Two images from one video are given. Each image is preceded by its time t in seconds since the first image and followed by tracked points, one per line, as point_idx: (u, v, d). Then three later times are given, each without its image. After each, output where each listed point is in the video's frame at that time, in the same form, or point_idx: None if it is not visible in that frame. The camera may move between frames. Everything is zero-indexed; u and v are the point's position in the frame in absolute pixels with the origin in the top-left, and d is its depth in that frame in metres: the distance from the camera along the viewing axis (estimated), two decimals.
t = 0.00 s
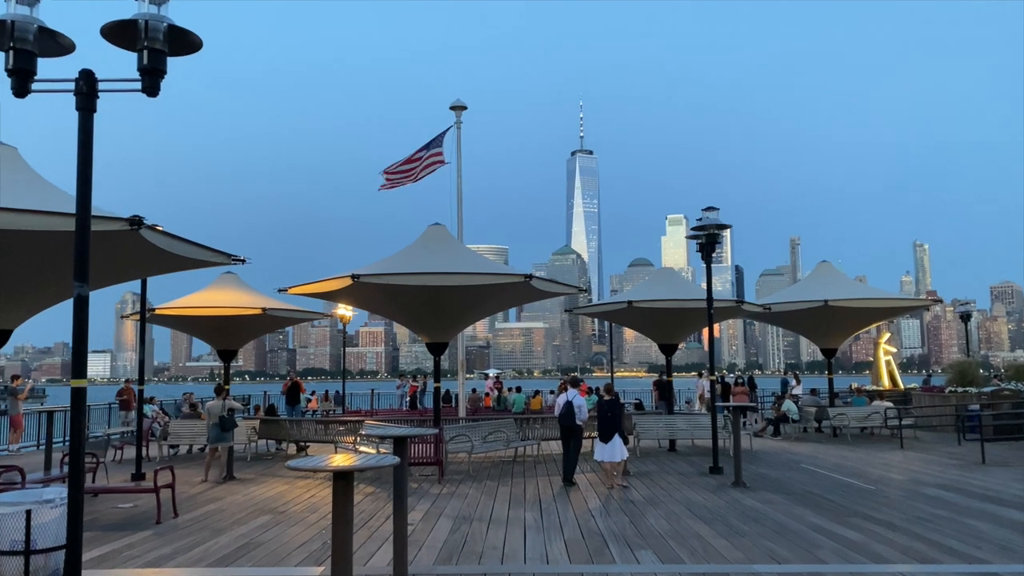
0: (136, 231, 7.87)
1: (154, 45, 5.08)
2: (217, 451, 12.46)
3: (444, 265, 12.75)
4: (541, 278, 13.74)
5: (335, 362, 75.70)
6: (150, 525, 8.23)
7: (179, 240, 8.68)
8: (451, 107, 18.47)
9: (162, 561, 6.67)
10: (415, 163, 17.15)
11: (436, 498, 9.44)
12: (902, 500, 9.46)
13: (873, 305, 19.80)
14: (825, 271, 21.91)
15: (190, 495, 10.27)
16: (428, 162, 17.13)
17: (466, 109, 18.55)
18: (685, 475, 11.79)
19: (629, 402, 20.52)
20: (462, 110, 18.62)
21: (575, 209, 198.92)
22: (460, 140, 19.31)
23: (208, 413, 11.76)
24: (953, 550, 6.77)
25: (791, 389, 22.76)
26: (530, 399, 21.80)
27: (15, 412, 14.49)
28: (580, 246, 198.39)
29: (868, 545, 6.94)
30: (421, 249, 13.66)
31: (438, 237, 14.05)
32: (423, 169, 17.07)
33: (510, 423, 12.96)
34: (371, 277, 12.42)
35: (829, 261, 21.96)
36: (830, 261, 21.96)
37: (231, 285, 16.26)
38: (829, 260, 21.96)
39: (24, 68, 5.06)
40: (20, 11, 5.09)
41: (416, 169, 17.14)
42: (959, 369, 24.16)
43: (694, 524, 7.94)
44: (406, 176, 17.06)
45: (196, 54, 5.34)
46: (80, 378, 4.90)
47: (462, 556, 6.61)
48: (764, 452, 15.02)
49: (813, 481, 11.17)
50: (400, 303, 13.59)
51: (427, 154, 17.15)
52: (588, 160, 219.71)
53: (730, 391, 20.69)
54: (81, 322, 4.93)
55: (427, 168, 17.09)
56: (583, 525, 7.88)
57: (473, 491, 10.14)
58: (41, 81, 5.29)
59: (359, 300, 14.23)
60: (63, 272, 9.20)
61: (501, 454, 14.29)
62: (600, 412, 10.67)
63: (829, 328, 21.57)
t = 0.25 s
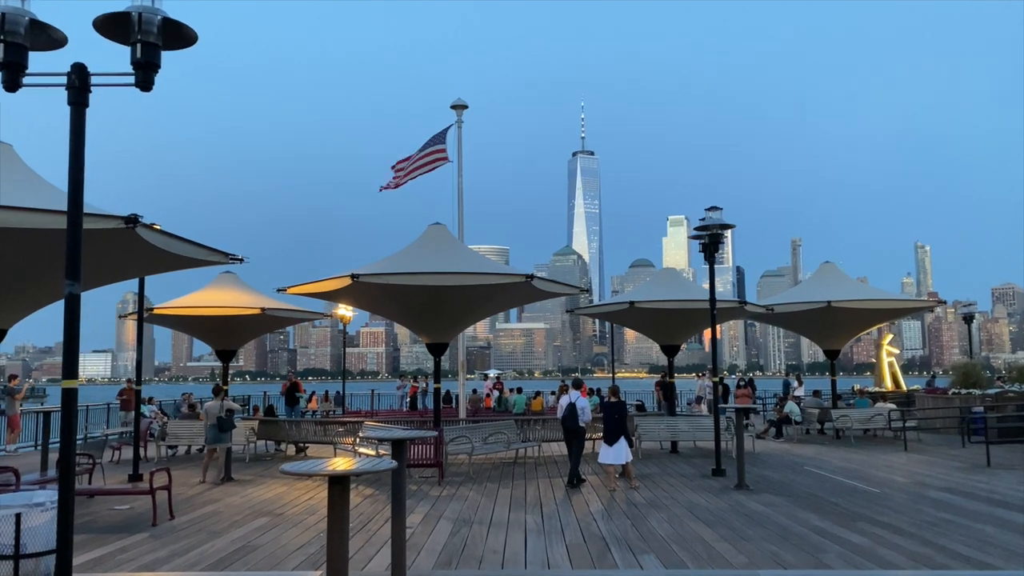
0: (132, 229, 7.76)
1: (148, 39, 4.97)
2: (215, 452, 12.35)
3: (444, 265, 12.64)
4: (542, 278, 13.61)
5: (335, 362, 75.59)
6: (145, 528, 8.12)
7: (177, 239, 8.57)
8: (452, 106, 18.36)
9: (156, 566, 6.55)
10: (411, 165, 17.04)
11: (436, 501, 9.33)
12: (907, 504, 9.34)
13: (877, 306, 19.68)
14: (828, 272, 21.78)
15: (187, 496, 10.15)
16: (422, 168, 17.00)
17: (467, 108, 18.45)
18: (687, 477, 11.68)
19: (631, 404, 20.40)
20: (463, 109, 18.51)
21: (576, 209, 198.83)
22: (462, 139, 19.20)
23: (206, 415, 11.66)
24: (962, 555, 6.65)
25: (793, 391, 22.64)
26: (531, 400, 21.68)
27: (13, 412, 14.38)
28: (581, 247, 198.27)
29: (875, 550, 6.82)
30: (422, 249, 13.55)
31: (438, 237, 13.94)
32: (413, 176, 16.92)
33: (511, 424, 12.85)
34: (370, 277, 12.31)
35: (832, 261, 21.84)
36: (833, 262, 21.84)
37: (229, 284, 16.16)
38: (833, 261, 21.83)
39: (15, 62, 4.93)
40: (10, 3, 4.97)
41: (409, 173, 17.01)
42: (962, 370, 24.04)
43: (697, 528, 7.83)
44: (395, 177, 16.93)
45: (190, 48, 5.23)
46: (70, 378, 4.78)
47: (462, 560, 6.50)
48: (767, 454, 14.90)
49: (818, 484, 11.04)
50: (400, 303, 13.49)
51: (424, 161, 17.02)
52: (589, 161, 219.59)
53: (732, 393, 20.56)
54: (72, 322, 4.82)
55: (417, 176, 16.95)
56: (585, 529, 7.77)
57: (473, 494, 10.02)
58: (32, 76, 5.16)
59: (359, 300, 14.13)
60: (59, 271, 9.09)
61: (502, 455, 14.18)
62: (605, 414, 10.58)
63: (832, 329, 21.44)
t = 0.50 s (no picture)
0: (127, 228, 7.66)
1: (140, 32, 4.87)
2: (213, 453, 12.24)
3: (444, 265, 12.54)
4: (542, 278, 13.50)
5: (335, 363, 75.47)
6: (141, 530, 8.02)
7: (173, 238, 8.47)
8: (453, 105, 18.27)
9: (150, 569, 6.44)
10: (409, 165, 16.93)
11: (435, 504, 9.22)
12: (912, 507, 9.23)
13: (880, 307, 19.56)
14: (830, 273, 21.67)
15: (184, 498, 10.05)
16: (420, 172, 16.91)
17: (467, 108, 18.35)
18: (689, 480, 11.57)
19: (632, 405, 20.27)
20: (463, 108, 18.42)
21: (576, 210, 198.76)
22: (462, 139, 19.10)
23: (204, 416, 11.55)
24: (970, 560, 6.54)
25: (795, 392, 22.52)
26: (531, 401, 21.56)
27: (10, 413, 14.28)
28: (581, 248, 198.17)
29: (881, 555, 6.71)
30: (422, 249, 13.45)
31: (438, 237, 13.84)
32: (406, 179, 16.81)
33: (511, 426, 12.74)
34: (370, 277, 12.21)
35: (835, 263, 21.73)
36: (836, 263, 21.73)
37: (227, 284, 16.06)
38: (835, 262, 21.72)
39: (6, 56, 4.83)
40: None
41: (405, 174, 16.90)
42: (965, 372, 23.92)
43: (700, 531, 7.72)
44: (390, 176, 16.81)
45: (184, 42, 5.13)
46: (60, 379, 4.67)
47: (461, 565, 6.39)
48: (769, 456, 14.79)
49: (821, 486, 10.93)
50: (400, 304, 13.39)
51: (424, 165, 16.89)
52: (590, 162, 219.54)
53: (734, 394, 20.45)
54: (62, 320, 4.72)
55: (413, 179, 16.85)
56: (586, 532, 7.66)
57: (473, 496, 9.91)
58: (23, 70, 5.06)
59: (358, 300, 14.03)
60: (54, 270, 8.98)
61: (502, 457, 14.07)
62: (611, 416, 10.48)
63: (834, 330, 21.33)
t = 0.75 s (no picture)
0: (122, 226, 7.57)
1: (133, 25, 4.76)
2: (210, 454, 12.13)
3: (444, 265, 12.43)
4: (542, 277, 13.39)
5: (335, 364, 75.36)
6: (135, 532, 7.92)
7: (169, 236, 8.38)
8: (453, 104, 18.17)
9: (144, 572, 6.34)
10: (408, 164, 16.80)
11: (434, 505, 9.11)
12: (917, 510, 9.12)
13: (883, 308, 19.44)
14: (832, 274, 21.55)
15: (180, 500, 9.95)
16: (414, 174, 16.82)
17: (468, 107, 18.26)
18: (690, 481, 11.46)
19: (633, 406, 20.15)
20: (463, 107, 18.32)
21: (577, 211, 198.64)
22: (462, 138, 19.00)
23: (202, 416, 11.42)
24: (976, 563, 6.43)
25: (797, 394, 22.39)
26: (531, 402, 21.44)
27: (7, 413, 14.18)
28: (582, 248, 198.05)
29: (886, 559, 6.60)
30: (421, 248, 13.35)
31: (438, 237, 13.74)
32: (401, 177, 16.68)
33: (511, 426, 12.63)
34: (369, 276, 12.11)
35: (837, 263, 21.61)
36: (838, 264, 21.61)
37: (225, 283, 15.95)
38: (837, 263, 21.60)
39: None
40: None
41: (399, 172, 16.77)
42: (968, 374, 23.78)
43: (702, 534, 7.60)
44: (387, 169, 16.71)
45: (177, 35, 5.04)
46: (49, 379, 4.56)
47: (459, 568, 6.29)
48: (771, 458, 14.67)
49: (824, 489, 10.82)
50: (399, 304, 13.29)
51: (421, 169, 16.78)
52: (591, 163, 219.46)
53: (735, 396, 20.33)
54: (51, 319, 4.61)
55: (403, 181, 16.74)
56: (586, 535, 7.56)
57: (472, 498, 9.80)
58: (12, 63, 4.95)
59: (357, 300, 13.93)
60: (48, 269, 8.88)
61: (502, 458, 13.96)
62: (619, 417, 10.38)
63: (836, 331, 21.21)
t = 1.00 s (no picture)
0: (115, 224, 7.46)
1: (122, 17, 4.66)
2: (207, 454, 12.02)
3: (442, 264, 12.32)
4: (542, 277, 13.28)
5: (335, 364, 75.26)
6: (128, 534, 7.80)
7: (163, 234, 8.27)
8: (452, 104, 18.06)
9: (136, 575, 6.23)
10: (407, 162, 16.69)
11: (432, 508, 9.00)
12: (920, 513, 9.00)
13: (885, 309, 19.31)
14: (834, 274, 21.42)
15: (176, 501, 9.83)
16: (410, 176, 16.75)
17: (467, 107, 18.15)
18: (692, 484, 11.34)
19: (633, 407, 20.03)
20: (463, 106, 18.21)
21: (578, 212, 198.49)
22: (462, 138, 18.89)
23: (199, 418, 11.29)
24: (983, 568, 6.31)
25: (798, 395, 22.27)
26: (532, 403, 21.32)
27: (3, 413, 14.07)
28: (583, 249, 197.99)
29: (890, 563, 6.48)
30: (420, 248, 13.24)
31: (437, 236, 13.63)
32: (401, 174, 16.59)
33: (511, 427, 12.51)
34: (367, 276, 11.99)
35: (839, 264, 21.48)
36: (840, 264, 21.48)
37: (223, 283, 15.84)
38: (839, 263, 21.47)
39: None
40: None
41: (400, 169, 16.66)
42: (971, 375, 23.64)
43: (702, 537, 7.49)
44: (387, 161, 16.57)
45: (168, 28, 4.95)
46: (35, 379, 4.45)
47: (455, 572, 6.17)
48: (772, 460, 14.54)
49: (826, 491, 10.70)
50: (397, 304, 13.18)
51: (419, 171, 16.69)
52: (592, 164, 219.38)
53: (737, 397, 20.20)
54: (37, 318, 4.50)
55: (396, 180, 16.65)
56: (585, 538, 7.44)
57: (471, 500, 9.69)
58: None
59: (355, 300, 13.83)
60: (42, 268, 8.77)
61: (501, 460, 13.84)
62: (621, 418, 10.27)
63: (838, 332, 21.08)
